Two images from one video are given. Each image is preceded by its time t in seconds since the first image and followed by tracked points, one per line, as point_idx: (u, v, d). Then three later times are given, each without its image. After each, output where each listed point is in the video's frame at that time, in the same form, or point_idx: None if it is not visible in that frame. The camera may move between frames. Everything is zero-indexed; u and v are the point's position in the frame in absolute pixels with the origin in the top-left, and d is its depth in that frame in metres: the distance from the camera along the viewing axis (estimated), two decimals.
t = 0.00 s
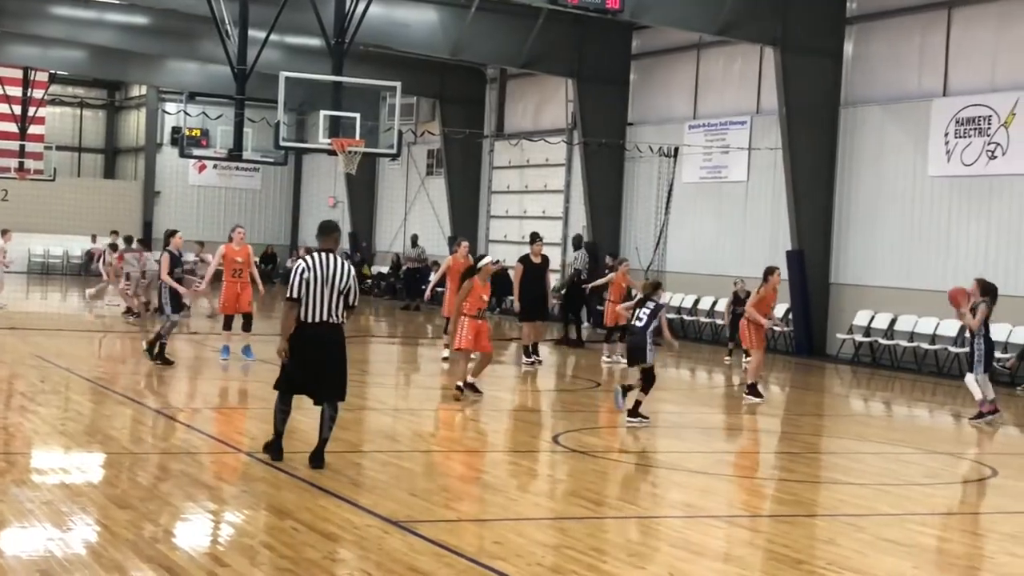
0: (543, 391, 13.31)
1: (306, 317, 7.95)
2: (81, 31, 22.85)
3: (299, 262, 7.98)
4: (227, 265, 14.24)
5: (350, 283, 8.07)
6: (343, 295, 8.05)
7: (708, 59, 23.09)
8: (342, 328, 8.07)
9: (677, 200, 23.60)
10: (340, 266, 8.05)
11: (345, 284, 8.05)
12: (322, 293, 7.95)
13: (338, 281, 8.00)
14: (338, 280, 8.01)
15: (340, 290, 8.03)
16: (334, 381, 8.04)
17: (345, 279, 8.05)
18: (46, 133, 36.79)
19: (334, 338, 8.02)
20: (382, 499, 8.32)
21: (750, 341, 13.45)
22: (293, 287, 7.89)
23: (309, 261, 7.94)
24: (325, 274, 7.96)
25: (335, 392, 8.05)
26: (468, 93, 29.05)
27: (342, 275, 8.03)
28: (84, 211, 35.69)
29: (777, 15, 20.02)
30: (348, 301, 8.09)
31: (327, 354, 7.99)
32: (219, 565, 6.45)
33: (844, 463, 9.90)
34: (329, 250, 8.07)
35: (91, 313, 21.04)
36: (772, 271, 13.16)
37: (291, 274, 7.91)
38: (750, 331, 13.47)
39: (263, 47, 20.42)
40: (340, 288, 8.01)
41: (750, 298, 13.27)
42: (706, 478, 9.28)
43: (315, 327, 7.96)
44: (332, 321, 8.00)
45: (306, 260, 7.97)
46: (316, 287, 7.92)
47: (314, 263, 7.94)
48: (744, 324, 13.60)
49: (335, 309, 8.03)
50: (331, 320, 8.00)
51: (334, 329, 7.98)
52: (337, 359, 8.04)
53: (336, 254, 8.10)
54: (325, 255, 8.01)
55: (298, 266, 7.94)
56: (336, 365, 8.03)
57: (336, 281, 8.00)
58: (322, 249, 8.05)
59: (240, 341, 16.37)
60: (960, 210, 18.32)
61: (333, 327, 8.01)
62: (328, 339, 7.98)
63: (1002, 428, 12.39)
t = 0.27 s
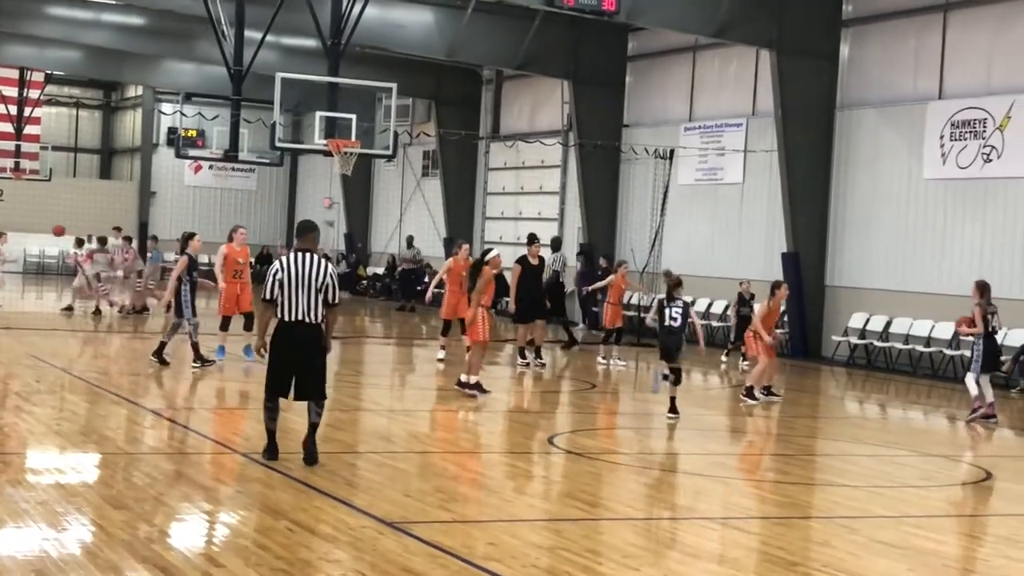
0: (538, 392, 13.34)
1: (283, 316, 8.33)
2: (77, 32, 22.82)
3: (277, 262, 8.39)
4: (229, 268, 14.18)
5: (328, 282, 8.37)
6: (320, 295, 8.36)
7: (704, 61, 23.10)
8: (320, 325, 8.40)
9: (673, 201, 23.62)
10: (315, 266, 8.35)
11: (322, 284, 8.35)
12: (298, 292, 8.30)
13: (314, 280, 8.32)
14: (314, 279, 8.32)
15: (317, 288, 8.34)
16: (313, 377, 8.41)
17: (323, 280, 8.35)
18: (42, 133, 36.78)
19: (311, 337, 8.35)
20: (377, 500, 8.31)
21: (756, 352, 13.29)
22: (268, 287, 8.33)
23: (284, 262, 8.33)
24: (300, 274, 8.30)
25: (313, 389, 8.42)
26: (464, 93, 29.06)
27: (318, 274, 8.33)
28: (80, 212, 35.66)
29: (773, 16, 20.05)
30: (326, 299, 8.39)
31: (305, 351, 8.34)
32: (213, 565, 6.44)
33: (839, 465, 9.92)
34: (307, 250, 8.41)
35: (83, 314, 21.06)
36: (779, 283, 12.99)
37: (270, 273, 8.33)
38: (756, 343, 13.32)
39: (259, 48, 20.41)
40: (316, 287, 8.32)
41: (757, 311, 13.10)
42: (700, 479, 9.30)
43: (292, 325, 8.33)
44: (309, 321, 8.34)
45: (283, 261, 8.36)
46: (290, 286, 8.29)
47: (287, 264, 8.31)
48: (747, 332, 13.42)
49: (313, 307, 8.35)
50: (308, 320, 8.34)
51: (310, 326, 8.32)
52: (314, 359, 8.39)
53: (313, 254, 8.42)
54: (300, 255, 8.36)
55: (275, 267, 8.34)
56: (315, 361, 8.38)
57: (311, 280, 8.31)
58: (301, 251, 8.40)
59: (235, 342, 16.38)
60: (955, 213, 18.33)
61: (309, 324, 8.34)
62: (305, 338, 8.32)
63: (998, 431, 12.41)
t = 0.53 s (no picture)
0: (537, 395, 13.35)
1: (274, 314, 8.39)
2: (75, 34, 22.78)
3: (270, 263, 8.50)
4: (244, 271, 14.05)
5: (315, 279, 8.37)
6: (307, 292, 8.36)
7: (703, 63, 23.11)
8: (311, 323, 8.40)
9: (671, 203, 23.64)
10: (303, 263, 8.38)
11: (309, 281, 8.35)
12: (286, 290, 8.34)
13: (302, 277, 8.33)
14: (301, 276, 8.33)
15: (305, 286, 8.34)
16: (308, 375, 8.45)
17: (308, 277, 8.35)
18: (41, 135, 36.77)
19: (301, 334, 8.37)
20: (375, 502, 8.30)
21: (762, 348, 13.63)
22: (260, 286, 8.46)
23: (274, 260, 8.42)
24: (288, 272, 8.35)
25: (309, 386, 8.46)
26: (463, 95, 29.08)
27: (305, 271, 8.34)
28: (78, 213, 35.63)
29: (773, 18, 20.07)
30: (315, 296, 8.39)
31: (294, 347, 8.36)
32: (210, 568, 6.43)
33: (837, 469, 9.92)
34: (299, 249, 8.47)
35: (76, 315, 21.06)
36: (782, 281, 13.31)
37: (260, 275, 8.48)
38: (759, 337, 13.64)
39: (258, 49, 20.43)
40: (304, 284, 8.33)
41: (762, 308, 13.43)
42: (698, 482, 9.29)
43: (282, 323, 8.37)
44: (296, 318, 8.35)
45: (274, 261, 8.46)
46: (278, 285, 8.35)
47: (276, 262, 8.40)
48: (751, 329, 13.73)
49: (303, 305, 8.36)
50: (296, 317, 8.34)
51: (297, 323, 8.34)
52: (307, 356, 8.40)
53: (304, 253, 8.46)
54: (290, 254, 8.43)
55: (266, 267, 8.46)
56: (306, 358, 8.39)
57: (299, 277, 8.33)
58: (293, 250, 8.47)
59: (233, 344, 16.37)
60: (953, 216, 18.34)
61: (299, 322, 8.35)
62: (293, 335, 8.34)
63: (997, 434, 12.43)
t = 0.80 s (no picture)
0: (535, 398, 13.36)
1: (275, 316, 8.42)
2: (73, 36, 22.73)
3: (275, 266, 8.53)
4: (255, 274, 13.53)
5: (316, 283, 8.35)
6: (307, 296, 8.34)
7: (700, 67, 23.12)
8: (311, 326, 8.41)
9: (668, 206, 23.66)
10: (306, 268, 8.38)
11: (309, 285, 8.34)
12: (286, 293, 8.34)
13: (303, 281, 8.33)
14: (302, 281, 8.33)
15: (304, 290, 8.33)
16: (307, 377, 8.47)
17: (310, 281, 8.35)
18: (38, 137, 36.73)
19: (300, 337, 8.38)
20: (372, 504, 8.30)
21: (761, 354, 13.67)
22: (265, 288, 8.50)
23: (279, 263, 8.45)
24: (291, 276, 8.36)
25: (305, 390, 8.50)
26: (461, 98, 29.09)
27: (307, 276, 8.34)
28: (76, 215, 35.61)
29: (772, 19, 20.07)
30: (316, 300, 8.37)
31: (293, 352, 8.38)
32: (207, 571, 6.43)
33: (834, 472, 9.93)
34: (304, 253, 8.48)
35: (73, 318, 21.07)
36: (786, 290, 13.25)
37: (266, 277, 8.52)
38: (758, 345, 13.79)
39: (256, 52, 20.40)
40: (304, 289, 8.33)
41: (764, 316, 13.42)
42: (695, 485, 9.31)
43: (283, 326, 8.39)
44: (296, 321, 8.36)
45: (279, 265, 8.48)
46: (280, 288, 8.36)
47: (281, 266, 8.43)
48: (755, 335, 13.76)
49: (303, 309, 8.36)
50: (295, 320, 8.35)
51: (297, 326, 8.36)
52: (306, 359, 8.41)
53: (310, 258, 8.46)
54: (295, 257, 8.44)
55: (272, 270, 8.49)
56: (304, 362, 8.41)
57: (301, 282, 8.33)
58: (299, 254, 8.49)
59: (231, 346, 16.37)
60: (950, 220, 18.36)
61: (298, 325, 8.37)
62: (292, 338, 8.37)
63: (994, 437, 12.45)
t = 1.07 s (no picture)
0: (533, 401, 13.36)
1: (274, 319, 8.43)
2: (71, 39, 22.95)
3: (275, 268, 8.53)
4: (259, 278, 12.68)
5: (313, 285, 8.33)
6: (304, 298, 8.34)
7: (698, 70, 23.14)
8: (308, 329, 8.40)
9: (666, 210, 23.66)
10: (303, 271, 8.37)
11: (306, 288, 8.33)
12: (284, 296, 8.35)
13: (301, 283, 8.32)
14: (300, 283, 8.33)
15: (302, 293, 8.33)
16: (305, 379, 8.46)
17: (306, 283, 8.33)
18: (36, 140, 36.73)
19: (296, 339, 8.38)
20: (369, 509, 8.29)
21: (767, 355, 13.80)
22: (264, 291, 8.51)
23: (278, 266, 8.46)
24: (289, 279, 8.36)
25: (304, 393, 8.46)
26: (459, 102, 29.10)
27: (304, 278, 8.33)
28: (74, 219, 35.61)
29: (769, 23, 20.09)
30: (313, 303, 8.36)
31: (291, 355, 8.38)
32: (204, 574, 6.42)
33: (832, 476, 9.93)
34: (303, 255, 8.47)
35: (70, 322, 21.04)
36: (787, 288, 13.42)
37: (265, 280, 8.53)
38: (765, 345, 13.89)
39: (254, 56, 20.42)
40: (302, 291, 8.32)
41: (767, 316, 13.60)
42: (692, 489, 9.30)
43: (282, 329, 8.39)
44: (294, 324, 8.36)
45: (277, 268, 8.49)
46: (278, 291, 8.37)
47: (279, 269, 8.44)
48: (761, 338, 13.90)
49: (301, 311, 8.36)
50: (292, 322, 8.35)
51: (294, 329, 8.35)
52: (302, 362, 8.41)
53: (308, 260, 8.45)
54: (293, 261, 8.44)
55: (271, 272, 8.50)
56: (302, 364, 8.40)
57: (298, 285, 8.32)
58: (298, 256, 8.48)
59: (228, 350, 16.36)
60: (948, 223, 18.36)
61: (296, 328, 8.37)
62: (289, 340, 8.37)
63: (990, 440, 12.46)
